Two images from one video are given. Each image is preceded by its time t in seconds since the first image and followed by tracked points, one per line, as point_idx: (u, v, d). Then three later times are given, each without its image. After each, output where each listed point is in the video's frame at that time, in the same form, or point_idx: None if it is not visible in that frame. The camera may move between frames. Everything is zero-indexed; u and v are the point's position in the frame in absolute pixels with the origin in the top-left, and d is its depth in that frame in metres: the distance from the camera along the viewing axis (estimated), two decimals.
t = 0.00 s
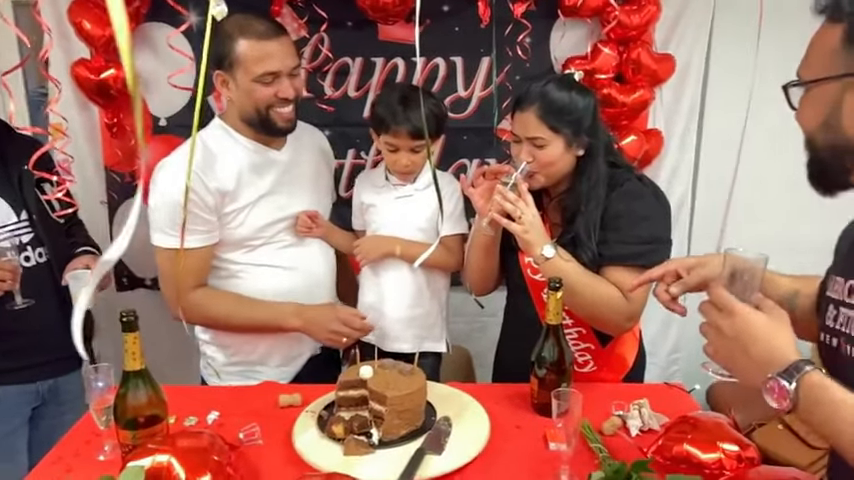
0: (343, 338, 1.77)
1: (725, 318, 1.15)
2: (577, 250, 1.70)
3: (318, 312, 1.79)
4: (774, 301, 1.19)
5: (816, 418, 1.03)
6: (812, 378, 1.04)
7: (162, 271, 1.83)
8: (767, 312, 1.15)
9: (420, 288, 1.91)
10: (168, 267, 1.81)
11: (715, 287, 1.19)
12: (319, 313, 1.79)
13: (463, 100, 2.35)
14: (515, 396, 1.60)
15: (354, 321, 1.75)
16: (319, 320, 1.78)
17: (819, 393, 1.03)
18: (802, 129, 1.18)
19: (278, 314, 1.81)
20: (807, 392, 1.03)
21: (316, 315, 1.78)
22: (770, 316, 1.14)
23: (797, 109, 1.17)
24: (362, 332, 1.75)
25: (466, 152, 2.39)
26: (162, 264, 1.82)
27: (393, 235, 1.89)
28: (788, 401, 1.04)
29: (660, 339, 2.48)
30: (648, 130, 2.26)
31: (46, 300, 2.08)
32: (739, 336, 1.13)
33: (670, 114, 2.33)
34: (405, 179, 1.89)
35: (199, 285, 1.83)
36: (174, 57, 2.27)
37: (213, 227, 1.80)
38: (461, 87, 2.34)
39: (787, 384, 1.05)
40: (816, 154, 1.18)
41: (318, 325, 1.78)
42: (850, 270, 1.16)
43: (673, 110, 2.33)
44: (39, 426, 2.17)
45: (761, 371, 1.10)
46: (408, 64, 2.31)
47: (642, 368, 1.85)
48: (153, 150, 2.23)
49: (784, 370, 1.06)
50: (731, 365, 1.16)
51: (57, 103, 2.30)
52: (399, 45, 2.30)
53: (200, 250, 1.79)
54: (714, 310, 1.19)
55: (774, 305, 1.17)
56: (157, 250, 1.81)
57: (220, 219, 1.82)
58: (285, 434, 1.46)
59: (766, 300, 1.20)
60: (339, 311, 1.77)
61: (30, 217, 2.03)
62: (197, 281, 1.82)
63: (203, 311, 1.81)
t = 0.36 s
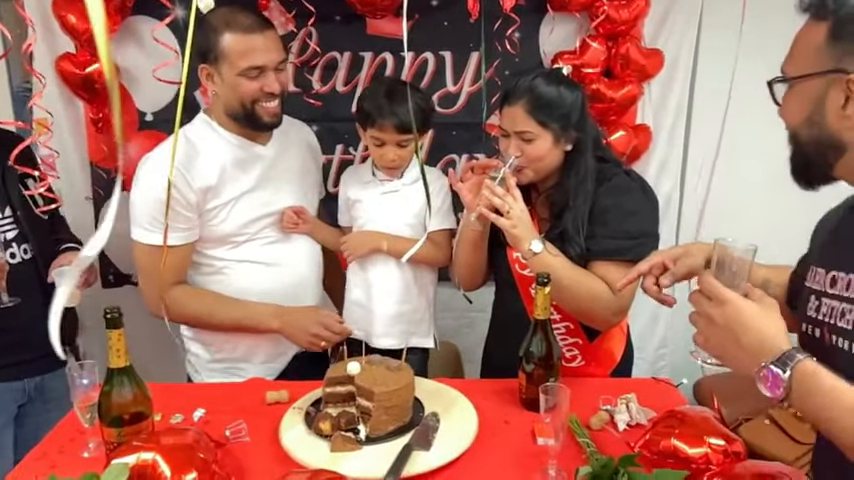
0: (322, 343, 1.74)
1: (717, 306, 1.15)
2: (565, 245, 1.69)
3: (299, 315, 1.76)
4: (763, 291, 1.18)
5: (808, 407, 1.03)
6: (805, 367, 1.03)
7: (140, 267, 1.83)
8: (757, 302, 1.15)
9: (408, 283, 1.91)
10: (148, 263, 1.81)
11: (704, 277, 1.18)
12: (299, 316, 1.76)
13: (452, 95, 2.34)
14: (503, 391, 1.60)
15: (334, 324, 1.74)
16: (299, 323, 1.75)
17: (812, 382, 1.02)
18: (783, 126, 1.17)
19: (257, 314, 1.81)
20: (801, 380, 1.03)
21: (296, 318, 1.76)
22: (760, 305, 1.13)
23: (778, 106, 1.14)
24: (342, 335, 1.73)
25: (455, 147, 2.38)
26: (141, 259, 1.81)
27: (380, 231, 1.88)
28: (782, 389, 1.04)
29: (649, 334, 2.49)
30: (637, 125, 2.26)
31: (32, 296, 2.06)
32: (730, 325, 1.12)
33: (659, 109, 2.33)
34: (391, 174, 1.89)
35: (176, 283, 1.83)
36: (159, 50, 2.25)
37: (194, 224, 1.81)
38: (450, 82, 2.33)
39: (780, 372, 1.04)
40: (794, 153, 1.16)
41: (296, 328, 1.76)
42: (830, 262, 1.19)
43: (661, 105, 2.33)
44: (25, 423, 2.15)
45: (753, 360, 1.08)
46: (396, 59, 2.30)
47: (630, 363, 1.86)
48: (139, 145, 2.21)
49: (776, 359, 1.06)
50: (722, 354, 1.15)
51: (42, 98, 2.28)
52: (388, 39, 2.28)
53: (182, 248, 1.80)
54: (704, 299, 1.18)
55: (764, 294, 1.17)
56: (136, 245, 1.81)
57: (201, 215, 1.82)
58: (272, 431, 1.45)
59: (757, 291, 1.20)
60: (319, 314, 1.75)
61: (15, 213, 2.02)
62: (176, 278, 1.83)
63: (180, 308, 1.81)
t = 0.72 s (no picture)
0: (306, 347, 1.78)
1: (712, 301, 1.14)
2: (557, 243, 1.69)
3: (285, 318, 1.80)
4: (754, 284, 1.18)
5: (807, 400, 1.03)
6: (803, 360, 1.03)
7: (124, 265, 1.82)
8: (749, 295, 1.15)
9: (399, 281, 1.90)
10: (135, 263, 1.80)
11: (698, 271, 1.18)
12: (285, 319, 1.80)
13: (444, 93, 2.34)
14: (495, 389, 1.60)
15: (320, 328, 1.78)
16: (285, 325, 1.79)
17: (811, 374, 1.02)
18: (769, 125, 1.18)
19: (243, 315, 1.81)
20: (798, 374, 1.03)
21: (282, 321, 1.80)
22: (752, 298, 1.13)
23: (765, 106, 1.16)
24: (327, 340, 1.77)
25: (447, 145, 2.38)
26: (127, 258, 1.80)
27: (372, 229, 1.88)
28: (779, 381, 1.04)
29: (641, 331, 2.49)
30: (629, 123, 2.25)
31: (21, 295, 2.04)
32: (726, 319, 1.12)
33: (651, 107, 2.33)
34: (382, 172, 1.88)
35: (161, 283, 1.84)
36: (149, 47, 2.24)
37: (180, 224, 1.81)
38: (442, 79, 2.32)
39: (778, 365, 1.04)
40: (782, 152, 1.17)
41: (282, 331, 1.79)
42: (818, 257, 1.19)
43: (653, 103, 2.32)
44: (15, 423, 2.14)
45: (751, 352, 1.08)
46: (388, 56, 2.30)
47: (621, 360, 1.86)
48: (130, 143, 2.20)
49: (773, 351, 1.06)
50: (718, 348, 1.15)
51: (31, 96, 2.26)
52: (379, 37, 2.28)
53: (170, 247, 1.81)
54: (699, 294, 1.18)
55: (755, 288, 1.17)
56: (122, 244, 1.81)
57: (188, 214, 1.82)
58: (262, 430, 1.45)
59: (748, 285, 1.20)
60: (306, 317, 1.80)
61: (4, 212, 2.00)
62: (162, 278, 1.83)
63: (165, 307, 1.81)
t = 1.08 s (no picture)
0: (293, 352, 1.78)
1: (707, 299, 1.14)
2: (550, 242, 1.69)
3: (272, 323, 1.79)
4: (746, 280, 1.17)
5: (804, 394, 1.03)
6: (801, 354, 1.04)
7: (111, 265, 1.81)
8: (743, 290, 1.14)
9: (391, 282, 1.90)
10: (121, 262, 1.79)
11: (691, 269, 1.17)
12: (272, 325, 1.79)
13: (438, 93, 2.33)
14: (488, 389, 1.59)
15: (307, 334, 1.78)
16: (271, 330, 1.78)
17: (808, 368, 1.03)
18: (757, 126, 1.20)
19: (230, 319, 1.81)
20: (797, 368, 1.04)
21: (270, 326, 1.79)
22: (746, 294, 1.12)
23: (751, 107, 1.18)
24: (314, 346, 1.78)
25: (440, 145, 2.37)
26: (114, 258, 1.79)
27: (363, 232, 1.87)
28: (778, 376, 1.04)
29: (634, 331, 2.49)
30: (622, 123, 2.25)
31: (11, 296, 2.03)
32: (722, 318, 1.11)
33: (644, 107, 2.33)
34: (372, 172, 1.88)
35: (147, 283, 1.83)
36: (140, 46, 2.23)
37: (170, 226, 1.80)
38: (435, 79, 2.32)
39: (774, 361, 1.05)
40: (768, 151, 1.19)
41: (268, 336, 1.78)
42: (805, 253, 1.19)
43: (646, 103, 2.32)
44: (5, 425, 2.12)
45: (747, 351, 1.09)
46: (382, 56, 2.29)
47: (614, 360, 1.85)
48: (121, 142, 2.18)
49: (770, 348, 1.06)
50: (714, 346, 1.14)
51: (21, 95, 2.24)
52: (372, 36, 2.27)
53: (160, 248, 1.81)
54: (694, 292, 1.17)
55: (747, 284, 1.16)
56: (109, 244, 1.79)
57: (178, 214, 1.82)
58: (254, 430, 1.44)
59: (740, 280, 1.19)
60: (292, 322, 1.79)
61: None
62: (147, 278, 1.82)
63: (150, 307, 1.80)
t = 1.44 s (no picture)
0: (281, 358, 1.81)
1: (703, 299, 1.13)
2: (545, 243, 1.68)
3: (261, 328, 1.81)
4: (737, 277, 1.16)
5: (804, 390, 1.03)
6: (800, 352, 1.03)
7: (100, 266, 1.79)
8: (738, 289, 1.13)
9: (385, 284, 1.89)
10: (110, 264, 1.78)
11: (686, 269, 1.16)
12: (261, 330, 1.81)
13: (432, 94, 2.32)
14: (483, 391, 1.59)
15: (296, 339, 1.82)
16: (260, 335, 1.80)
17: (809, 366, 1.02)
18: (746, 128, 1.20)
19: (219, 324, 1.80)
20: (796, 366, 1.03)
21: (259, 331, 1.81)
22: (741, 293, 1.12)
23: (740, 108, 1.19)
24: (302, 350, 1.82)
25: (435, 146, 2.37)
26: (104, 260, 1.78)
27: (356, 234, 1.87)
28: (776, 373, 1.04)
29: (629, 333, 2.48)
30: (616, 124, 2.25)
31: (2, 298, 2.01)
32: (719, 318, 1.10)
33: (638, 109, 2.33)
34: (365, 173, 1.87)
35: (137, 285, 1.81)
36: (132, 47, 2.22)
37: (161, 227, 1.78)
38: (430, 81, 2.31)
39: (774, 359, 1.04)
40: (757, 151, 1.20)
41: (257, 340, 1.80)
42: (796, 249, 1.18)
43: (641, 105, 2.32)
44: None
45: (743, 350, 1.08)
46: (376, 57, 2.28)
47: (608, 362, 1.85)
48: (114, 143, 2.18)
49: (767, 346, 1.06)
50: (714, 344, 1.13)
51: (13, 96, 2.23)
52: (366, 37, 2.26)
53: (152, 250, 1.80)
54: (689, 292, 1.16)
55: (740, 282, 1.15)
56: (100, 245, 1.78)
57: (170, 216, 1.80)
58: (247, 434, 1.43)
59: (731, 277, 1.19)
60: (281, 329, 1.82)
61: None
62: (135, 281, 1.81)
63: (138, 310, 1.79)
